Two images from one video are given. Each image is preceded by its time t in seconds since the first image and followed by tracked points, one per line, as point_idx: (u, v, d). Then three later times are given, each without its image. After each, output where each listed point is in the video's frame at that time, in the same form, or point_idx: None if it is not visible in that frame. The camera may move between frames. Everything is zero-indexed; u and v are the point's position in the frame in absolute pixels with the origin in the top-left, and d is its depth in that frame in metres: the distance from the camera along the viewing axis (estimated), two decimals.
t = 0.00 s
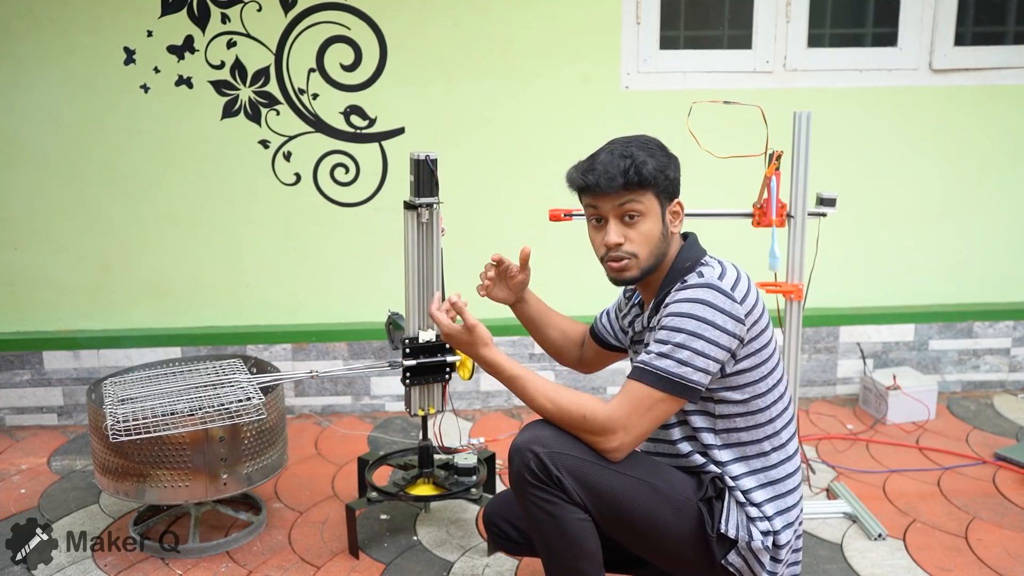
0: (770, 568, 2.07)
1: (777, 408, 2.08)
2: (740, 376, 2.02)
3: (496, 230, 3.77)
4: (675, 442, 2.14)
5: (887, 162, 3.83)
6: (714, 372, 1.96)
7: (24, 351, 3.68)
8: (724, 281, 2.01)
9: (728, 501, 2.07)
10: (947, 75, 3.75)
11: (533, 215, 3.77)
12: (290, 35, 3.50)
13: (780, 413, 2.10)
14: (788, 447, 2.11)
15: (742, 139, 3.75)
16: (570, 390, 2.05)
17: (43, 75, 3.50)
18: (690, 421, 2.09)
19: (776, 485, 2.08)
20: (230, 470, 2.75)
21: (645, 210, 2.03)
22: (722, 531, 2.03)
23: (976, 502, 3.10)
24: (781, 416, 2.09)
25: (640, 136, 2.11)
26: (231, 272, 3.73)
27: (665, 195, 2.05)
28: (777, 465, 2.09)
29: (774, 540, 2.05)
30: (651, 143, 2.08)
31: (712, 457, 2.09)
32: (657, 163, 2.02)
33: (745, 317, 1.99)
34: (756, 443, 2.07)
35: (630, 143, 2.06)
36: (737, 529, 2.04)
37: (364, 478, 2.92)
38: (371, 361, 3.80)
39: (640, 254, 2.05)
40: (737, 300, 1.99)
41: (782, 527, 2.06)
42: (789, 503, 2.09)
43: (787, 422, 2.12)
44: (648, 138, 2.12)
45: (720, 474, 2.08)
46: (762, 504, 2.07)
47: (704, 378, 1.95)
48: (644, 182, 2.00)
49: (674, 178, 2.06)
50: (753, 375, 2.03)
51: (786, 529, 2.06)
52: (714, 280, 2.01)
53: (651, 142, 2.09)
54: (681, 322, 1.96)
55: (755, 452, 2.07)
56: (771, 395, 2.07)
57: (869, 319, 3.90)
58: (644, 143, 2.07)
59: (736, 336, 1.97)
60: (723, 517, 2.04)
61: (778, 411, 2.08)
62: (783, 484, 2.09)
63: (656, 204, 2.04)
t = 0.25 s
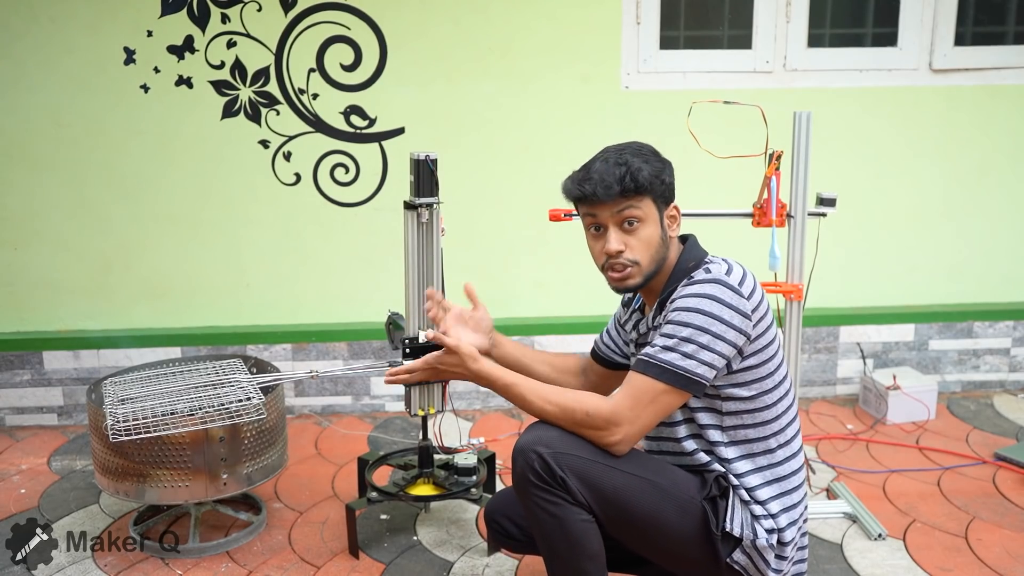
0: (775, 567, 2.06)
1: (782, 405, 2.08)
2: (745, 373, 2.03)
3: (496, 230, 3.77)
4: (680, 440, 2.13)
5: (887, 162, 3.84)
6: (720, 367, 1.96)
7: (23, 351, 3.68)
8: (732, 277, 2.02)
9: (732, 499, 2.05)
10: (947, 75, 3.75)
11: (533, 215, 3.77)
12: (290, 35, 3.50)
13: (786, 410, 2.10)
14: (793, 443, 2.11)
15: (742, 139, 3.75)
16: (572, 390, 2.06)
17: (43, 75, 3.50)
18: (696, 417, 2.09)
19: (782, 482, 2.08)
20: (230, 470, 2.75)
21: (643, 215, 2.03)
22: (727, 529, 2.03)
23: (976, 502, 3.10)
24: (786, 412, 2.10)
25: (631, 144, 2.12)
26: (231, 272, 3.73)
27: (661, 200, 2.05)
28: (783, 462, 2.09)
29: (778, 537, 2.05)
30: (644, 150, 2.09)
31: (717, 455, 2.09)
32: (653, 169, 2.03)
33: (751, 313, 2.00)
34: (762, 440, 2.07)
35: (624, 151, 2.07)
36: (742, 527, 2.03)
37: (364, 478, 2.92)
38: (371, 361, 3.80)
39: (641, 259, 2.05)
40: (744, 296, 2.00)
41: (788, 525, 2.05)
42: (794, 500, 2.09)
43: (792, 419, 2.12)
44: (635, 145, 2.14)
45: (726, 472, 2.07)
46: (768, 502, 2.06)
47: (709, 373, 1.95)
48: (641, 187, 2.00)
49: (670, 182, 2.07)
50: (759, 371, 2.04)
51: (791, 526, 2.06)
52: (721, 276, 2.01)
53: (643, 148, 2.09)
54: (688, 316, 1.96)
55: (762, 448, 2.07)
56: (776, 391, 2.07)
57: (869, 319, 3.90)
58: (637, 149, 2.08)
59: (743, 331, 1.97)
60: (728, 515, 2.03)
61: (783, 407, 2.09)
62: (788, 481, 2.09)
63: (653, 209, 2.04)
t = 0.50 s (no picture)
0: (772, 566, 2.06)
1: (779, 404, 2.09)
2: (742, 372, 2.03)
3: (496, 230, 3.77)
4: (678, 440, 2.14)
5: (887, 162, 3.84)
6: (716, 366, 1.96)
7: (24, 351, 3.68)
8: (726, 276, 2.02)
9: (729, 498, 2.06)
10: (947, 75, 3.75)
11: (533, 215, 3.77)
12: (290, 35, 3.50)
13: (782, 409, 2.10)
14: (791, 442, 2.11)
15: (742, 139, 3.75)
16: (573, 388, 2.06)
17: (43, 75, 3.50)
18: (693, 417, 2.09)
19: (779, 481, 2.08)
20: (230, 470, 2.75)
21: (647, 210, 2.04)
22: (724, 528, 2.03)
23: (975, 502, 3.10)
24: (782, 412, 2.10)
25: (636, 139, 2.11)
26: (231, 272, 3.73)
27: (665, 197, 2.06)
28: (780, 461, 2.09)
29: (775, 536, 2.04)
30: (648, 145, 2.09)
31: (714, 454, 2.09)
32: (659, 165, 2.03)
33: (747, 312, 2.00)
34: (759, 439, 2.07)
35: (631, 146, 2.07)
36: (739, 526, 2.04)
37: (364, 478, 2.92)
38: (371, 361, 3.80)
39: (642, 253, 2.05)
40: (739, 295, 2.00)
41: (784, 524, 2.05)
42: (791, 499, 2.09)
43: (789, 419, 2.12)
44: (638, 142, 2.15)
45: (722, 471, 2.07)
46: (764, 501, 2.06)
47: (705, 372, 1.94)
48: (646, 183, 2.00)
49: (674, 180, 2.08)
50: (755, 370, 2.04)
51: (788, 526, 2.06)
52: (715, 276, 2.01)
53: (649, 145, 2.10)
54: (683, 317, 1.96)
55: (759, 447, 2.07)
56: (773, 390, 2.07)
57: (869, 319, 3.90)
58: (643, 145, 2.08)
59: (738, 330, 1.97)
60: (725, 514, 2.04)
61: (780, 407, 2.09)
62: (786, 480, 2.09)
63: (656, 204, 2.05)
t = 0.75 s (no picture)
0: (774, 566, 2.06)
1: (782, 403, 2.09)
2: (746, 370, 2.03)
3: (496, 230, 3.77)
4: (681, 438, 2.14)
5: (887, 162, 3.83)
6: (720, 364, 1.96)
7: (23, 351, 3.68)
8: (730, 274, 2.02)
9: (732, 498, 2.06)
10: (947, 75, 3.75)
11: (533, 215, 3.77)
12: (290, 35, 3.50)
13: (785, 408, 2.10)
14: (793, 441, 2.11)
15: (741, 139, 3.75)
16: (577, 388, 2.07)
17: (43, 75, 3.50)
18: (696, 415, 2.09)
19: (782, 480, 2.08)
20: (230, 470, 2.75)
21: (641, 211, 2.04)
22: (727, 528, 2.03)
23: (976, 502, 3.10)
24: (785, 410, 2.10)
25: (634, 140, 2.11)
26: (231, 272, 3.73)
27: (660, 198, 2.06)
28: (783, 460, 2.09)
29: (778, 536, 2.04)
30: (646, 146, 2.09)
31: (718, 453, 2.09)
32: (653, 167, 2.03)
33: (751, 310, 2.00)
34: (762, 438, 2.07)
35: (626, 147, 2.07)
36: (742, 526, 2.03)
37: (364, 478, 2.92)
38: (371, 361, 3.80)
39: (637, 255, 2.05)
40: (744, 293, 2.00)
41: (786, 523, 2.05)
42: (794, 498, 2.09)
43: (791, 418, 2.12)
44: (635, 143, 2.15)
45: (726, 470, 2.07)
46: (767, 500, 2.06)
47: (709, 370, 1.95)
48: (640, 185, 2.01)
49: (669, 181, 2.07)
50: (759, 368, 2.04)
51: (790, 525, 2.06)
52: (720, 274, 2.01)
53: (646, 147, 2.10)
54: (688, 315, 1.96)
55: (762, 446, 2.07)
56: (776, 389, 2.07)
57: (869, 319, 3.90)
58: (639, 146, 2.08)
59: (743, 329, 1.97)
60: (728, 514, 2.04)
61: (783, 405, 2.09)
62: (788, 479, 2.08)
63: (651, 206, 2.05)
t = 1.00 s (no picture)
0: (775, 568, 2.06)
1: (781, 405, 2.08)
2: (745, 373, 2.03)
3: (496, 230, 3.77)
4: (680, 442, 2.14)
5: (887, 162, 3.84)
6: (721, 367, 1.96)
7: (23, 351, 3.68)
8: (727, 277, 2.02)
9: (733, 500, 2.05)
10: (947, 75, 3.75)
11: (533, 215, 3.77)
12: (290, 35, 3.50)
13: (784, 410, 2.10)
14: (793, 444, 2.11)
15: (741, 139, 3.75)
16: (581, 389, 2.06)
17: (43, 75, 3.50)
18: (696, 418, 2.09)
19: (781, 482, 2.08)
20: (230, 470, 2.75)
21: (644, 209, 2.04)
22: (728, 530, 2.03)
23: (976, 502, 3.10)
24: (785, 412, 2.09)
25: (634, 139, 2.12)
26: (231, 272, 3.73)
27: (662, 196, 2.06)
28: (782, 463, 2.09)
29: (778, 538, 2.04)
30: (645, 145, 2.09)
31: (717, 456, 2.09)
32: (655, 165, 2.03)
33: (749, 312, 2.00)
34: (762, 440, 2.07)
35: (628, 146, 2.07)
36: (742, 529, 2.03)
37: (364, 478, 2.92)
38: (371, 361, 3.80)
39: (641, 253, 2.05)
40: (741, 296, 2.00)
41: (787, 526, 2.05)
42: (794, 500, 2.09)
43: (791, 420, 2.12)
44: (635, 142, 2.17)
45: (725, 473, 2.07)
46: (767, 503, 2.06)
47: (711, 374, 1.95)
48: (642, 183, 2.01)
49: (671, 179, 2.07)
50: (757, 370, 2.04)
51: (790, 527, 2.06)
52: (716, 277, 2.01)
53: (648, 146, 2.10)
54: (687, 319, 1.96)
55: (761, 449, 2.07)
56: (775, 391, 2.07)
57: (869, 319, 3.90)
58: (640, 145, 2.08)
59: (741, 331, 1.97)
60: (729, 516, 2.03)
61: (783, 408, 2.09)
62: (788, 482, 2.08)
63: (654, 203, 2.05)
